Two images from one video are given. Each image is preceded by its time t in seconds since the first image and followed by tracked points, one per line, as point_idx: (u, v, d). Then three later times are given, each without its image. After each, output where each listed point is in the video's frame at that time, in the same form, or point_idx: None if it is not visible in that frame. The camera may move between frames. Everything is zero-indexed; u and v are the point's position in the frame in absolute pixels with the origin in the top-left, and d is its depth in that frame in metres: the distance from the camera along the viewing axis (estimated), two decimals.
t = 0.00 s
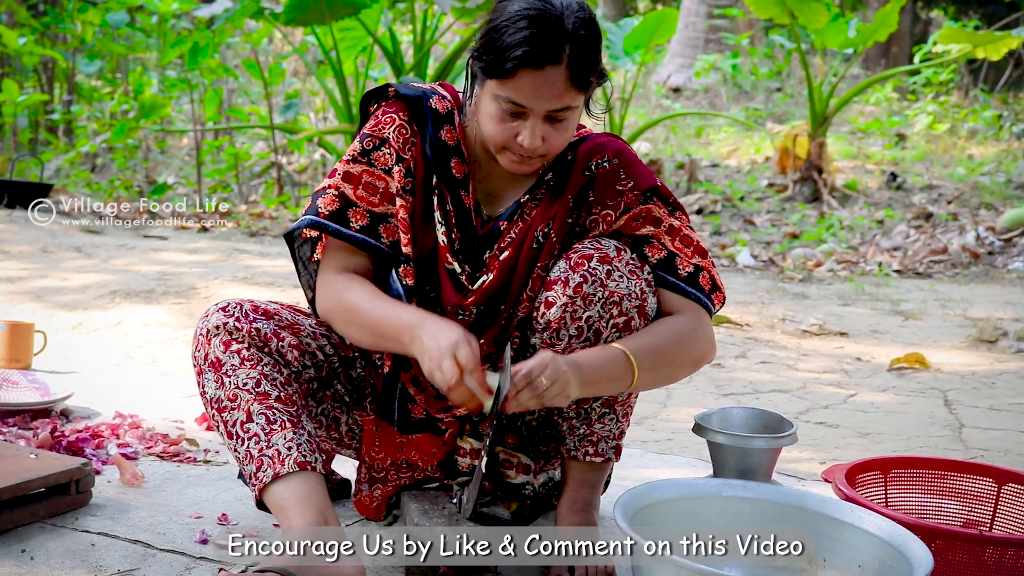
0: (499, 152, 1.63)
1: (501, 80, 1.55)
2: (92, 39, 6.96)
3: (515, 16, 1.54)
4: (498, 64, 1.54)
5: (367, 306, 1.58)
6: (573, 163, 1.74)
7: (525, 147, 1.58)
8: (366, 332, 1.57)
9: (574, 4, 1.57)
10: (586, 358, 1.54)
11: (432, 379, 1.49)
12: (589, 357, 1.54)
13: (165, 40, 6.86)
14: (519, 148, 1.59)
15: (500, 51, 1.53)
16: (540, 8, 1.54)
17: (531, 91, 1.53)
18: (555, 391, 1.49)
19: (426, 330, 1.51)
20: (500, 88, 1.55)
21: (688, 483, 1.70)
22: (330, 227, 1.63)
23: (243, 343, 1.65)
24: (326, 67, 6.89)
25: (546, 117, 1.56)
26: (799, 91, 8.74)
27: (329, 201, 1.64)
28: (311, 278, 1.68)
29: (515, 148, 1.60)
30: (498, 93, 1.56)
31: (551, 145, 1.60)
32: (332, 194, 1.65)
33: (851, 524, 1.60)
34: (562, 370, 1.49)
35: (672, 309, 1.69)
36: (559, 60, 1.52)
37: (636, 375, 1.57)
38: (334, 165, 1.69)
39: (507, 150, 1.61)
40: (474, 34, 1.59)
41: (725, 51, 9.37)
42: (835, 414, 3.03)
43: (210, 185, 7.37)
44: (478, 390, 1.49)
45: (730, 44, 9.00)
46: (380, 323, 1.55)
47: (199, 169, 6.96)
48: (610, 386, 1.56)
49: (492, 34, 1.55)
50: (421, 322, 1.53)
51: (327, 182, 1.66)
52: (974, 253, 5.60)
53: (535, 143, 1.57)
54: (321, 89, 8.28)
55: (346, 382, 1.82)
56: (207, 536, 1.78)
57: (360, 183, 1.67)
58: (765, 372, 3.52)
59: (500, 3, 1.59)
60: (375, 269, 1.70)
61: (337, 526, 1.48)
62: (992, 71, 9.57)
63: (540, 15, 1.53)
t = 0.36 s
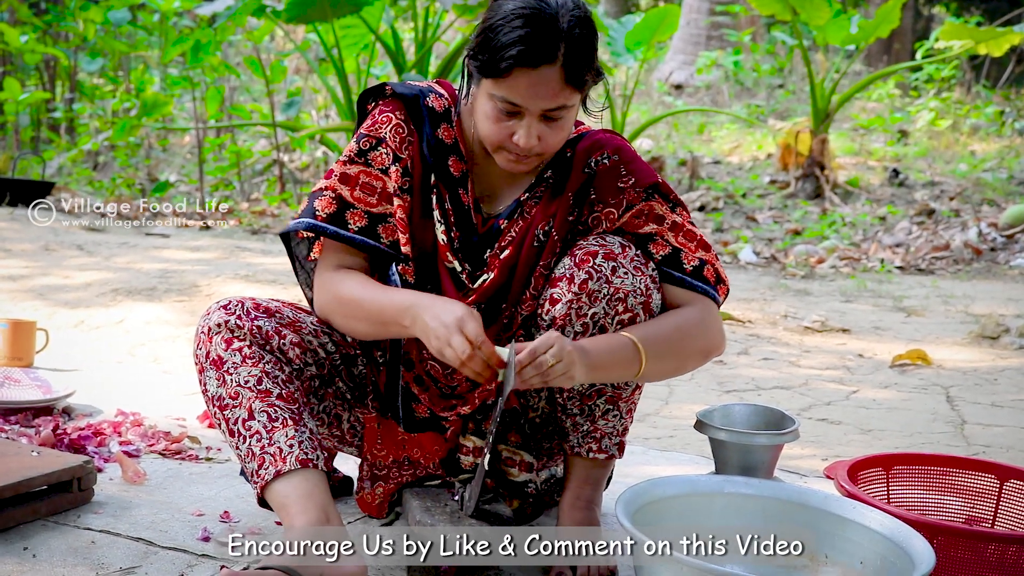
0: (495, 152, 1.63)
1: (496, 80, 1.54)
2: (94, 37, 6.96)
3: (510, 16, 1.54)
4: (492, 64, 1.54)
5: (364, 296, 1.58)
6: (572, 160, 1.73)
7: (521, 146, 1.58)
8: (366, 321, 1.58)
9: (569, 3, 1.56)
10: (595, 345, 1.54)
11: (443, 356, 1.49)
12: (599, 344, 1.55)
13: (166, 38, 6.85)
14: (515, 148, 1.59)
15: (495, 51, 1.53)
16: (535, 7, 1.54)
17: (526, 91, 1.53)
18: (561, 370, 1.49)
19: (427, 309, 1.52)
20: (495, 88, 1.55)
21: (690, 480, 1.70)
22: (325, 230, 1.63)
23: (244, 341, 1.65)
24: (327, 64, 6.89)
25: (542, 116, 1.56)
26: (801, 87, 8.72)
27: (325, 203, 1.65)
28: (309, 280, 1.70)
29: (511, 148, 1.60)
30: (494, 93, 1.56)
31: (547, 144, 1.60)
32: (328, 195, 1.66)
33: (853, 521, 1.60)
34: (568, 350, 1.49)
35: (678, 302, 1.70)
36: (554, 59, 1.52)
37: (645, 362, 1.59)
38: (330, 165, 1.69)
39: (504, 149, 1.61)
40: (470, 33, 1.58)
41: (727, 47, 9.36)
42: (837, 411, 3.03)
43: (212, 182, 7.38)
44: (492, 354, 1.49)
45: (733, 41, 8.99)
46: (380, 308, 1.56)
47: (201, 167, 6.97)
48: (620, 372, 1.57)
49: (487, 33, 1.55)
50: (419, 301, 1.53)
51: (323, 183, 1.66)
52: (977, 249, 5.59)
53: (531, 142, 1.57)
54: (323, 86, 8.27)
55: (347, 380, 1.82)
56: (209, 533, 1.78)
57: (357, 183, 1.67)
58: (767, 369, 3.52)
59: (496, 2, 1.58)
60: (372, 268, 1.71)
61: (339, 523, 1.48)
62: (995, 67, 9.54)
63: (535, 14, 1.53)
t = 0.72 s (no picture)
0: (494, 152, 1.63)
1: (496, 81, 1.54)
2: (96, 36, 6.96)
3: (511, 16, 1.53)
4: (493, 65, 1.54)
5: (366, 293, 1.58)
6: (573, 159, 1.73)
7: (520, 147, 1.57)
8: (368, 318, 1.58)
9: (570, 5, 1.56)
10: (598, 341, 1.55)
11: (448, 353, 1.49)
12: (601, 340, 1.55)
13: (168, 36, 6.85)
14: (514, 149, 1.59)
15: (496, 52, 1.53)
16: (535, 9, 1.53)
17: (526, 92, 1.53)
18: (562, 364, 1.49)
19: (431, 306, 1.52)
20: (495, 88, 1.55)
21: (692, 477, 1.70)
22: (326, 229, 1.63)
23: (246, 339, 1.65)
24: (330, 62, 6.89)
25: (542, 117, 1.56)
26: (804, 85, 8.71)
27: (325, 202, 1.65)
28: (306, 273, 1.71)
29: (510, 149, 1.59)
30: (494, 93, 1.56)
31: (547, 145, 1.60)
32: (328, 194, 1.65)
33: (856, 518, 1.60)
34: (570, 344, 1.50)
35: (680, 300, 1.69)
36: (554, 61, 1.52)
37: (649, 359, 1.58)
38: (330, 164, 1.69)
39: (503, 150, 1.61)
40: (470, 34, 1.58)
41: (729, 45, 9.35)
42: (840, 408, 3.02)
43: (214, 181, 7.39)
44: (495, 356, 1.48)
45: (735, 38, 8.98)
46: (382, 305, 1.56)
47: (203, 165, 6.98)
48: (625, 368, 1.57)
49: (488, 34, 1.55)
50: (423, 298, 1.53)
51: (323, 182, 1.66)
52: (979, 246, 5.57)
53: (531, 143, 1.57)
54: (325, 85, 8.27)
55: (349, 377, 1.82)
56: (212, 531, 1.79)
57: (358, 182, 1.67)
58: (770, 366, 3.51)
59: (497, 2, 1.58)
60: (373, 266, 1.71)
61: (341, 521, 1.49)
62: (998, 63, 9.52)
63: (536, 15, 1.53)
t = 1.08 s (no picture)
0: (498, 147, 1.63)
1: (499, 74, 1.54)
2: (99, 34, 6.97)
3: (514, 10, 1.53)
4: (496, 58, 1.54)
5: (374, 303, 1.58)
6: (575, 156, 1.73)
7: (524, 141, 1.57)
8: (373, 327, 1.58)
9: None
10: (596, 355, 1.54)
11: (440, 369, 1.49)
12: (599, 353, 1.54)
13: (171, 34, 6.86)
14: (518, 143, 1.59)
15: (498, 46, 1.53)
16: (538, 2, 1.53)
17: (529, 85, 1.53)
18: (561, 382, 1.49)
19: (431, 322, 1.51)
20: (498, 82, 1.55)
21: (695, 475, 1.69)
22: (332, 225, 1.63)
23: (247, 338, 1.65)
24: (332, 60, 6.89)
25: (545, 110, 1.56)
26: (806, 83, 8.73)
27: (330, 199, 1.64)
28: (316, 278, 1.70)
29: (514, 143, 1.59)
30: (497, 87, 1.56)
31: (550, 138, 1.59)
32: (333, 192, 1.65)
33: (858, 516, 1.60)
34: (570, 362, 1.49)
35: (679, 301, 1.69)
36: (557, 53, 1.52)
37: (647, 369, 1.58)
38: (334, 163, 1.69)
39: (507, 144, 1.61)
40: (474, 29, 1.58)
41: (732, 42, 9.33)
42: (842, 406, 3.02)
43: (216, 178, 7.40)
44: (491, 371, 1.50)
45: (737, 36, 8.97)
46: (388, 316, 1.55)
47: (206, 163, 6.98)
48: (621, 379, 1.56)
49: (491, 28, 1.55)
50: (426, 314, 1.53)
51: (328, 181, 1.66)
52: (982, 244, 5.56)
53: (535, 137, 1.57)
54: (327, 83, 8.28)
55: (350, 376, 1.81)
56: (214, 529, 1.79)
57: (361, 180, 1.66)
58: (772, 364, 3.51)
59: None
60: (376, 266, 1.71)
61: (343, 518, 1.49)
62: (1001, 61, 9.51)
63: (538, 9, 1.53)
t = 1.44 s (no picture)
0: (499, 148, 1.63)
1: (499, 76, 1.54)
2: (99, 32, 6.97)
3: (514, 12, 1.54)
4: (495, 60, 1.54)
5: (375, 295, 1.58)
6: (577, 154, 1.73)
7: (524, 142, 1.57)
8: (375, 321, 1.58)
9: None
10: (594, 350, 1.52)
11: (440, 362, 1.48)
12: (597, 349, 1.52)
13: (172, 32, 6.86)
14: (518, 144, 1.59)
15: (498, 47, 1.53)
16: (538, 4, 1.53)
17: (529, 88, 1.52)
18: (558, 375, 1.47)
19: (432, 315, 1.50)
20: (499, 83, 1.55)
21: (695, 473, 1.69)
22: (333, 223, 1.62)
23: (248, 336, 1.65)
24: (333, 59, 6.89)
25: (544, 112, 1.56)
26: (806, 81, 8.74)
27: (331, 196, 1.64)
28: (316, 271, 1.70)
29: (514, 144, 1.59)
30: (497, 89, 1.56)
31: (550, 140, 1.59)
32: (334, 188, 1.65)
33: (859, 513, 1.60)
34: (566, 355, 1.47)
35: (679, 300, 1.68)
36: (557, 55, 1.51)
37: (644, 366, 1.56)
38: (335, 159, 1.69)
39: (507, 146, 1.61)
40: (474, 30, 1.59)
41: (732, 40, 9.33)
42: (843, 404, 3.02)
43: (217, 177, 7.41)
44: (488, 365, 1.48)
45: (738, 34, 8.97)
46: (389, 309, 1.55)
47: (206, 161, 6.99)
48: (619, 377, 1.55)
49: (491, 30, 1.55)
50: (428, 307, 1.52)
51: (329, 176, 1.66)
52: (982, 241, 5.56)
53: (534, 138, 1.57)
54: (327, 81, 8.28)
55: (351, 374, 1.82)
56: (215, 527, 1.79)
57: (363, 176, 1.66)
58: (773, 362, 3.51)
59: None
60: (378, 263, 1.70)
61: (343, 516, 1.49)
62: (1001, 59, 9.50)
63: (538, 10, 1.53)
